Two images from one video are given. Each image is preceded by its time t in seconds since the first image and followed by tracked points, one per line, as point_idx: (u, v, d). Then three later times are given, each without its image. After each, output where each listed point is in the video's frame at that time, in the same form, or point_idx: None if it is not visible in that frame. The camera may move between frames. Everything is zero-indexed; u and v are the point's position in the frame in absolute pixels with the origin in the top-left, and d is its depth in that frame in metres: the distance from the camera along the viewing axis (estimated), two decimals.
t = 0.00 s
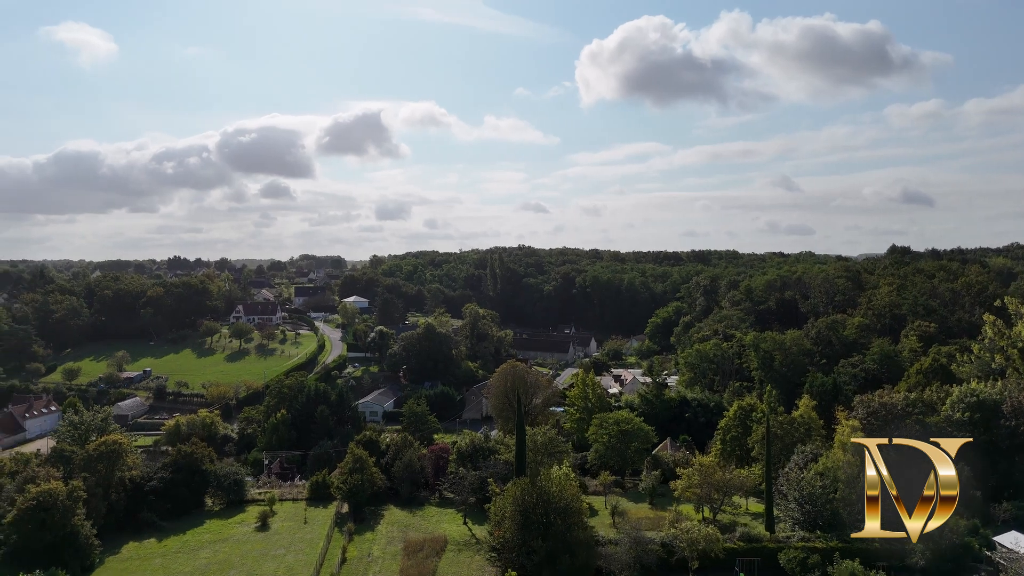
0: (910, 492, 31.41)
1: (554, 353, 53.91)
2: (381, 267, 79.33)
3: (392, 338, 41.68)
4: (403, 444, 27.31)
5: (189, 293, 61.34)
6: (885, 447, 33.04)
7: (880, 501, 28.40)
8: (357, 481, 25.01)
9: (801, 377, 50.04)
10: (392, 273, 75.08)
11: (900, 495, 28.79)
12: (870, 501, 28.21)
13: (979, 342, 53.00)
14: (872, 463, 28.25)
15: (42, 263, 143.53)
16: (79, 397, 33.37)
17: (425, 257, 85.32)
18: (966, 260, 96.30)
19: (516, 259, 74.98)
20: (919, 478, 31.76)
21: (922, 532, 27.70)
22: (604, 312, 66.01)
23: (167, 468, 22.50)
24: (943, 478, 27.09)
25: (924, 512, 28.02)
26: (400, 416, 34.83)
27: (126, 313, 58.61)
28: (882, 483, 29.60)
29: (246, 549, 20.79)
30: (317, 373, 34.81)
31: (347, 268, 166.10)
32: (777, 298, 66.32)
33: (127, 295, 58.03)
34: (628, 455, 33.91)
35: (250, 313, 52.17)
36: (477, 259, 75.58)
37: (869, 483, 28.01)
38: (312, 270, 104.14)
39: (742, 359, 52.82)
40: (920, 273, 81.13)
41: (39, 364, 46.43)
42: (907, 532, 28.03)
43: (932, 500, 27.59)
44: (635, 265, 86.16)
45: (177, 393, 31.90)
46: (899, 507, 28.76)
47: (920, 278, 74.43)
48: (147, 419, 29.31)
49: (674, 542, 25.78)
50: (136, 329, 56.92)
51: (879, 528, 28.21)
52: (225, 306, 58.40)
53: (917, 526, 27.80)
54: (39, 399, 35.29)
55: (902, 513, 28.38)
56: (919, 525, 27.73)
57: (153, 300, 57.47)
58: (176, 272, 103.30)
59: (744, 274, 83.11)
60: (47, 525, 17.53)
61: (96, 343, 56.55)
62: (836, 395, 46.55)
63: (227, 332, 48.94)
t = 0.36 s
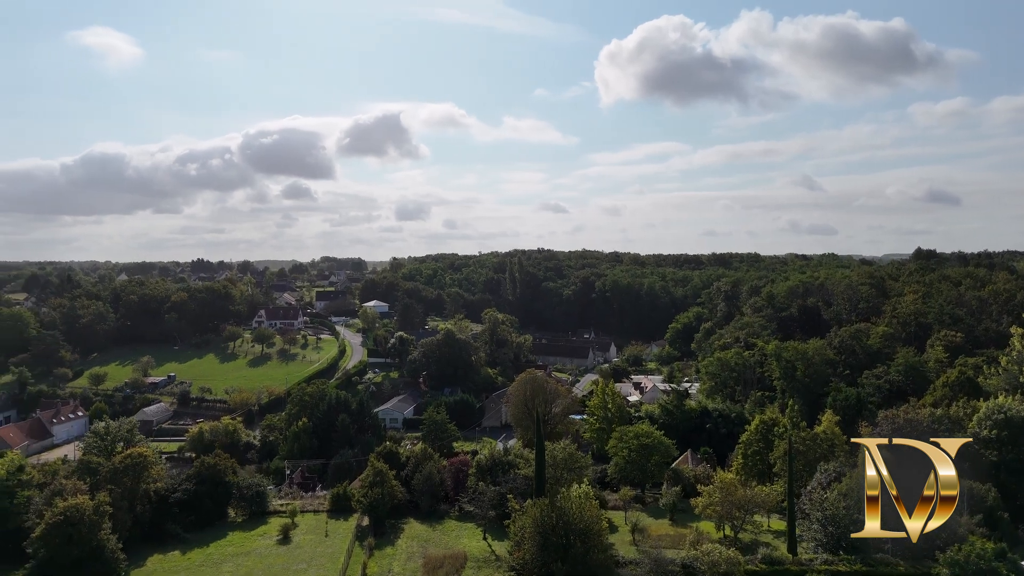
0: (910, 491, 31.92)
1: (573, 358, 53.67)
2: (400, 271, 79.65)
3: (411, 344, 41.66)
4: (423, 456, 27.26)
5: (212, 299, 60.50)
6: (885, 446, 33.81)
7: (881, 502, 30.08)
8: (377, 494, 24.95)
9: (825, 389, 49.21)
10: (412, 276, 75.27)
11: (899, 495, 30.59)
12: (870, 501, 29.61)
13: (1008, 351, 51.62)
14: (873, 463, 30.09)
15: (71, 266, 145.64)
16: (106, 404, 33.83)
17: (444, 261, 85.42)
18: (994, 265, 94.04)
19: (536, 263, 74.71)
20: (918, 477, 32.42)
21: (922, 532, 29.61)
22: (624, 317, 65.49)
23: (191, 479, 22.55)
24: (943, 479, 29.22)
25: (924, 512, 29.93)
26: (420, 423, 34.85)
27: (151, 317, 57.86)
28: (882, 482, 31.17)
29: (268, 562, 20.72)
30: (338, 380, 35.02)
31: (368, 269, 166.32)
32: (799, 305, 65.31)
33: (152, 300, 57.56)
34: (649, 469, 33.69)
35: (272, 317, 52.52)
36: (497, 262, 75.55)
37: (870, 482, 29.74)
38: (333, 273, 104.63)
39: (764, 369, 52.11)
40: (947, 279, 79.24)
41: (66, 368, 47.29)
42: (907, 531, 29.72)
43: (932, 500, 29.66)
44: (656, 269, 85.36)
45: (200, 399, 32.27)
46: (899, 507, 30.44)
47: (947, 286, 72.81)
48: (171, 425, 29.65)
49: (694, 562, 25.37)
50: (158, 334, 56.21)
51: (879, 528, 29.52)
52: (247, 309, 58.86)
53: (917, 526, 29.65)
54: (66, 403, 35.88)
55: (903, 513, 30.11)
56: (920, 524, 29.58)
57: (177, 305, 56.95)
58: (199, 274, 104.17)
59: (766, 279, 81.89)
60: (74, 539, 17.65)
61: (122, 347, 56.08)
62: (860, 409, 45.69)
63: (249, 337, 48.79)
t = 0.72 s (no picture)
0: (911, 492, 30.44)
1: (595, 364, 53.24)
2: (422, 274, 79.87)
3: (433, 350, 41.58)
4: (445, 469, 27.12)
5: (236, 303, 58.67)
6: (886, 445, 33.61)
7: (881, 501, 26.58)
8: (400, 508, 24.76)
9: (851, 401, 48.14)
10: (434, 279, 75.30)
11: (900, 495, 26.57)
12: (870, 502, 24.88)
13: None
14: (873, 462, 24.06)
15: (100, 269, 147.81)
16: (134, 408, 34.29)
17: (466, 264, 85.45)
18: None
19: (557, 266, 74.29)
20: (918, 477, 30.83)
21: (923, 533, 25.50)
22: (646, 322, 64.86)
23: (216, 490, 22.62)
24: (944, 480, 21.42)
25: (924, 511, 25.71)
26: (441, 430, 34.71)
27: (178, 322, 56.50)
28: (883, 482, 27.59)
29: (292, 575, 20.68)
30: (360, 387, 35.12)
31: (390, 269, 166.96)
32: (824, 312, 64.06)
33: (179, 305, 55.50)
34: (671, 483, 33.30)
35: (295, 320, 52.72)
36: (518, 266, 75.36)
37: (868, 483, 24.09)
38: (356, 275, 105.17)
39: (789, 379, 51.21)
40: (977, 286, 76.99)
41: (95, 373, 46.97)
42: (907, 531, 25.81)
43: (932, 498, 25.14)
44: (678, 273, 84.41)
45: (225, 404, 32.49)
46: (897, 507, 26.76)
47: (976, 293, 70.75)
48: (197, 431, 29.97)
49: None
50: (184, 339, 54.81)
51: (879, 528, 25.30)
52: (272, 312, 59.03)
53: (917, 526, 25.62)
54: (95, 408, 35.66)
55: (902, 513, 26.19)
56: (920, 525, 25.61)
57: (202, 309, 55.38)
58: (224, 276, 105.14)
59: (791, 284, 80.47)
60: (103, 552, 17.84)
61: (150, 351, 54.68)
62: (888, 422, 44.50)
63: (273, 341, 48.21)
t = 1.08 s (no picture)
0: (911, 493, 30.22)
1: (618, 369, 52.80)
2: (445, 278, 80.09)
3: (456, 356, 41.60)
4: (468, 481, 26.97)
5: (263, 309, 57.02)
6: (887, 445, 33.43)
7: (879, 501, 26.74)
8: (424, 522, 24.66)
9: (880, 412, 47.01)
10: (456, 283, 75.40)
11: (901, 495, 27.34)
12: (870, 500, 26.15)
13: None
14: (873, 462, 26.22)
15: (130, 271, 150.00)
16: (163, 412, 34.73)
17: (488, 267, 85.40)
18: None
19: (580, 270, 73.84)
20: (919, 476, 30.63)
21: (923, 533, 25.26)
22: (669, 327, 64.19)
23: (243, 501, 22.72)
24: (943, 478, 24.82)
25: (923, 511, 25.91)
26: (465, 437, 34.65)
27: (207, 326, 55.18)
28: (881, 482, 28.04)
29: None
30: (384, 393, 35.29)
31: (412, 270, 167.27)
32: (851, 319, 62.63)
33: (206, 309, 54.79)
34: (695, 497, 32.86)
35: (320, 324, 53.03)
36: (541, 269, 75.14)
37: (869, 482, 26.22)
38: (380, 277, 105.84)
39: (815, 389, 50.21)
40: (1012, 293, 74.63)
41: (125, 376, 46.69)
42: (906, 533, 25.33)
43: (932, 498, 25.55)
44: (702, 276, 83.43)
45: (252, 409, 32.75)
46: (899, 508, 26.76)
47: (1010, 300, 68.48)
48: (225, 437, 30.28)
49: None
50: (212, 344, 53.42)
51: (879, 528, 25.66)
52: (298, 315, 59.33)
53: (917, 527, 25.40)
54: (125, 412, 35.00)
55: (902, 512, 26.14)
56: (920, 525, 25.48)
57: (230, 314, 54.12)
58: (251, 278, 105.99)
59: (817, 288, 78.95)
60: (133, 566, 17.93)
61: (178, 354, 53.74)
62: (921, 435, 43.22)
63: (299, 345, 48.81)
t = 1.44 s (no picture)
0: (912, 497, 30.56)
1: (642, 375, 52.25)
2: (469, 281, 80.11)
3: (479, 362, 41.53)
4: (492, 493, 26.73)
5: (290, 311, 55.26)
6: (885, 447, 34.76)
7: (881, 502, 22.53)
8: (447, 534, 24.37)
9: (913, 425, 45.42)
10: (480, 287, 75.38)
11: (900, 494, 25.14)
12: (868, 502, 22.64)
13: None
14: (872, 461, 22.45)
15: (160, 273, 152.35)
16: (191, 416, 35.07)
17: (511, 270, 85.18)
18: None
19: (603, 273, 73.22)
20: (919, 479, 31.86)
21: (923, 533, 24.40)
22: (694, 331, 63.41)
23: (269, 511, 22.74)
24: (943, 478, 21.79)
25: (924, 511, 24.45)
26: (488, 444, 34.51)
27: (234, 330, 54.04)
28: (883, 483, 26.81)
29: None
30: (407, 399, 35.33)
31: (435, 270, 167.55)
32: (880, 326, 60.96)
33: (233, 313, 54.00)
34: (720, 511, 32.33)
35: (345, 328, 53.19)
36: (564, 272, 74.73)
37: (868, 483, 22.32)
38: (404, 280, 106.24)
39: (842, 399, 49.10)
40: None
41: (155, 380, 46.50)
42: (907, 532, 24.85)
43: (931, 498, 23.43)
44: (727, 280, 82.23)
45: (278, 414, 32.96)
46: (897, 506, 25.30)
47: None
48: (251, 441, 30.54)
49: None
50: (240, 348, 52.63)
51: (881, 528, 21.19)
52: (324, 318, 59.61)
53: (917, 526, 24.53)
54: (154, 417, 34.82)
55: (902, 511, 25.03)
56: (920, 524, 24.51)
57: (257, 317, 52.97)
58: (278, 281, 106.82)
59: (845, 293, 77.16)
60: None
61: (207, 358, 53.10)
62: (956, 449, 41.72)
63: (323, 349, 49.06)
